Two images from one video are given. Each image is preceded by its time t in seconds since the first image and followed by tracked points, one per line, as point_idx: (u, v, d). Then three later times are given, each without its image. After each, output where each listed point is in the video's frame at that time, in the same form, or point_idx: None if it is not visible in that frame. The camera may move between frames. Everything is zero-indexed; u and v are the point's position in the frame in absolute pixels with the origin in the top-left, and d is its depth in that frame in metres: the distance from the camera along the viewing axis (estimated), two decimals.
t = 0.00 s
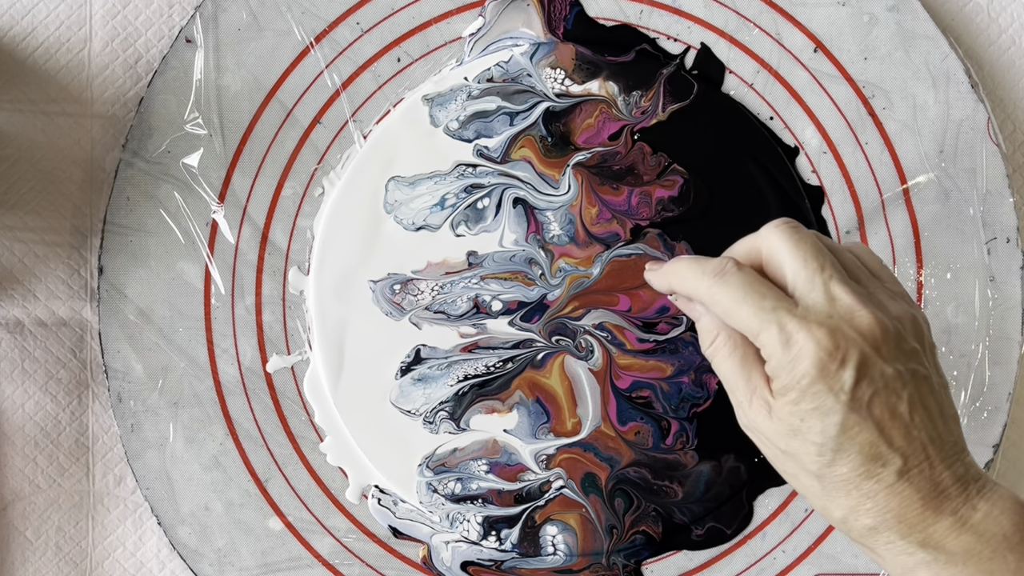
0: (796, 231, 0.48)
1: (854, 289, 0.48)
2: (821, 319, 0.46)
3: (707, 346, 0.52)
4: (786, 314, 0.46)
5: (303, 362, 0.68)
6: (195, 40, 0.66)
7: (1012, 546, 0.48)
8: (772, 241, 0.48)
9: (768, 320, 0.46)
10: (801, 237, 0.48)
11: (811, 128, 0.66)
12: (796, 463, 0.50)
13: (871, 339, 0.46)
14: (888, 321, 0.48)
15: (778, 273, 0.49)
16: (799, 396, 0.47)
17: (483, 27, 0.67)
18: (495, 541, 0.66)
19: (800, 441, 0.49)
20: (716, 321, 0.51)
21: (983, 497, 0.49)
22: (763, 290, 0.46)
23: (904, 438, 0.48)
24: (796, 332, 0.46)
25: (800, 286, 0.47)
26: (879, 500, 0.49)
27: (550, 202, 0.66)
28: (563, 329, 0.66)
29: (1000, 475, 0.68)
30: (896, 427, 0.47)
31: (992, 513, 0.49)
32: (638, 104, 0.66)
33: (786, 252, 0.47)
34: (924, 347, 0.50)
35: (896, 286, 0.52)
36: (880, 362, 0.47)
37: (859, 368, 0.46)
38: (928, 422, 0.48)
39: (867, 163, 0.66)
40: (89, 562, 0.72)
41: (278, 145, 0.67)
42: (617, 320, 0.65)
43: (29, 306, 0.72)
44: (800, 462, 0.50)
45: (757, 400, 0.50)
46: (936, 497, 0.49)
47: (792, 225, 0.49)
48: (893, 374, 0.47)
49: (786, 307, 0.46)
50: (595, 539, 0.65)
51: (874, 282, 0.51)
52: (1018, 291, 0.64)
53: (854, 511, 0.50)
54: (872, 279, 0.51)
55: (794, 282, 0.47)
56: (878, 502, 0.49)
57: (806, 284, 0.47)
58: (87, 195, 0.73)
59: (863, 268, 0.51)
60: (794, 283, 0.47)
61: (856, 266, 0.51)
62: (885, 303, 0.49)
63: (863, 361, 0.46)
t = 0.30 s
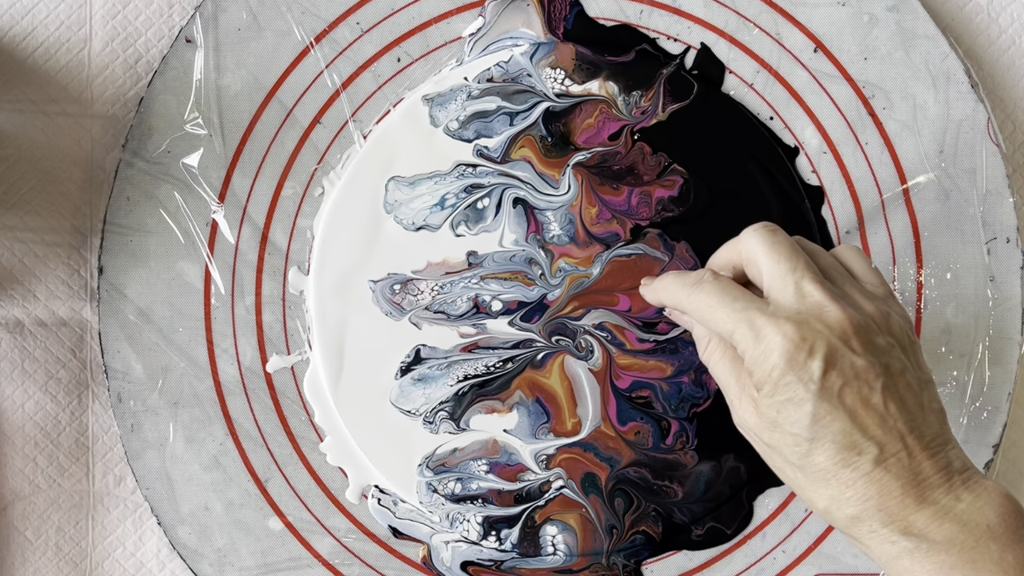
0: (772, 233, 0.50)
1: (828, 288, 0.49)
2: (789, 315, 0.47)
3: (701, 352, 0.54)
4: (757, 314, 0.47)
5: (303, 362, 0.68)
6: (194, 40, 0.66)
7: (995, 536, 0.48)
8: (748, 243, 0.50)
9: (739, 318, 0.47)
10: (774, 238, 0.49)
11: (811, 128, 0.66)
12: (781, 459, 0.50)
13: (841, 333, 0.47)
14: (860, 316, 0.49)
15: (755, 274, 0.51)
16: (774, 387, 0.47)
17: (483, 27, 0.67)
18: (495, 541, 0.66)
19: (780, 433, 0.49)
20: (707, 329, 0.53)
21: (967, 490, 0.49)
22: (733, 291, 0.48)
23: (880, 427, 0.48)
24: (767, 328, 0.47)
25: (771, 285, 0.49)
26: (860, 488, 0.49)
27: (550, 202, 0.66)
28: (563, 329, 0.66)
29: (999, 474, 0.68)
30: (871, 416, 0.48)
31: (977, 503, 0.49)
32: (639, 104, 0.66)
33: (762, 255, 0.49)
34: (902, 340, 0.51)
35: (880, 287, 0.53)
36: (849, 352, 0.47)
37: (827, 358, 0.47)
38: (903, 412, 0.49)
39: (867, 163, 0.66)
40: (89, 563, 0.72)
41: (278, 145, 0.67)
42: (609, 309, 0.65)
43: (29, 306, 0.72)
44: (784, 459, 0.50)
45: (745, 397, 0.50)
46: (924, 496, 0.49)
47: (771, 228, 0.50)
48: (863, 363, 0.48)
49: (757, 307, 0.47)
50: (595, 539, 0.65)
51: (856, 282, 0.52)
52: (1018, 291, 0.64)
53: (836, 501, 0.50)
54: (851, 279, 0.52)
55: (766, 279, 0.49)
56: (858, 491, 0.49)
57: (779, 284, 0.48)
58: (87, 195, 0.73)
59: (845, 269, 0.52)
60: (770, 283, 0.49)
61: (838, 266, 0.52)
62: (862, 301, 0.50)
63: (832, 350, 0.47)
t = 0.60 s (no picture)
0: (813, 240, 0.49)
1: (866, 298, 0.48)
2: (830, 326, 0.47)
3: (727, 352, 0.54)
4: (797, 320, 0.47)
5: (302, 362, 0.68)
6: (194, 40, 0.66)
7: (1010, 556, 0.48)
8: (790, 249, 0.49)
9: (777, 323, 0.47)
10: (817, 246, 0.49)
11: (811, 128, 0.66)
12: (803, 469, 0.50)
13: (879, 347, 0.47)
14: (896, 331, 0.48)
15: (794, 279, 0.50)
16: (806, 398, 0.47)
17: (483, 27, 0.67)
18: (495, 541, 0.66)
19: (806, 442, 0.49)
20: (735, 329, 0.53)
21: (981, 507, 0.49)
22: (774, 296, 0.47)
23: (908, 445, 0.48)
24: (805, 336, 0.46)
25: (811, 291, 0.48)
26: (881, 504, 0.49)
27: (550, 202, 0.66)
28: (563, 328, 0.66)
29: (999, 474, 0.68)
30: (900, 433, 0.48)
31: (993, 523, 0.49)
32: (639, 104, 0.66)
33: (805, 262, 0.48)
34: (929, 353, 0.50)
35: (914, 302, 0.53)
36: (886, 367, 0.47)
37: (864, 373, 0.46)
38: (931, 430, 0.49)
39: (867, 163, 0.66)
40: (89, 563, 0.72)
41: (278, 145, 0.67)
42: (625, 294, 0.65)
43: (29, 306, 0.72)
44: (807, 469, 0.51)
45: (769, 403, 0.51)
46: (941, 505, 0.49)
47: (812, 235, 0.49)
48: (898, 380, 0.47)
49: (797, 312, 0.47)
50: (595, 539, 0.65)
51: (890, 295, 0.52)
52: (1018, 291, 0.64)
53: (856, 514, 0.50)
54: (887, 292, 0.52)
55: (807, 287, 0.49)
56: (879, 506, 0.49)
57: (820, 291, 0.48)
58: (87, 195, 0.73)
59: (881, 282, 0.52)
60: (810, 290, 0.48)
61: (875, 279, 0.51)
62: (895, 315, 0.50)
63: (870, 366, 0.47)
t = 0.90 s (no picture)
0: (805, 263, 0.50)
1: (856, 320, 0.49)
2: (820, 348, 0.48)
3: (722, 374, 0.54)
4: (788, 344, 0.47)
5: (302, 362, 0.68)
6: (194, 40, 0.66)
7: None
8: (783, 270, 0.50)
9: (769, 346, 0.47)
10: (809, 268, 0.49)
11: (811, 128, 0.66)
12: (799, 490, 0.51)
13: (869, 370, 0.48)
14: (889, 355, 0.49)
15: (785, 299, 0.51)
16: (798, 420, 0.48)
17: (483, 27, 0.67)
18: (495, 541, 0.66)
19: (802, 466, 0.49)
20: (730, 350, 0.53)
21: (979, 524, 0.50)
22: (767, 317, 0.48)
23: (902, 465, 0.48)
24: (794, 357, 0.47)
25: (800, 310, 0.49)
26: (878, 524, 0.49)
27: (550, 202, 0.66)
28: (563, 328, 0.66)
29: (999, 474, 0.68)
30: (894, 455, 0.48)
31: (991, 542, 0.49)
32: (638, 104, 0.66)
33: (797, 283, 0.49)
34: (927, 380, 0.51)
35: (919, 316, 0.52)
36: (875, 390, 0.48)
37: (854, 397, 0.47)
38: (925, 451, 0.49)
39: (867, 163, 0.66)
40: (89, 563, 0.72)
41: (278, 145, 0.67)
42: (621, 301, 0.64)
43: (29, 306, 0.72)
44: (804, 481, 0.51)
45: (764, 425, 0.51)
46: (934, 521, 0.49)
47: (806, 258, 0.50)
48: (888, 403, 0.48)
49: (788, 335, 0.48)
50: (595, 539, 0.65)
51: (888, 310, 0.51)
52: (1018, 291, 0.64)
53: (854, 535, 0.50)
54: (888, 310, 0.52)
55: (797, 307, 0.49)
56: (876, 526, 0.49)
57: (811, 314, 0.49)
58: (87, 195, 0.73)
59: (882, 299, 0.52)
60: (801, 312, 0.49)
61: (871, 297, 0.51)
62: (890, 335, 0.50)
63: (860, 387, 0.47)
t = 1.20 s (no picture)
0: (708, 388, 0.58)
1: (774, 429, 0.58)
2: (749, 459, 0.57)
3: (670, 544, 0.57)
4: (722, 463, 0.57)
5: (303, 362, 0.68)
6: (195, 40, 0.66)
7: None
8: (696, 400, 0.58)
9: (709, 469, 0.58)
10: (719, 397, 0.58)
11: (811, 128, 0.66)
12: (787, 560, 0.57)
13: (800, 476, 0.57)
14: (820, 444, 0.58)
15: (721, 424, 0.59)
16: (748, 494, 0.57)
17: (483, 27, 0.67)
18: (495, 541, 0.66)
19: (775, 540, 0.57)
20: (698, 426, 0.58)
21: None
22: (700, 444, 0.57)
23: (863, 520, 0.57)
24: (732, 480, 0.57)
25: (729, 435, 0.58)
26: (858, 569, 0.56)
27: (550, 202, 0.66)
28: (563, 328, 0.66)
29: (999, 473, 0.68)
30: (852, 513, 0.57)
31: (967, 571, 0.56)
32: (639, 104, 0.66)
33: (713, 412, 0.58)
34: (862, 468, 0.58)
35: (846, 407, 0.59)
36: (814, 489, 0.57)
37: (801, 482, 0.57)
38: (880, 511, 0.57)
39: (866, 164, 0.66)
40: (89, 563, 0.72)
41: (279, 145, 0.67)
42: (609, 321, 0.65)
43: (29, 306, 0.72)
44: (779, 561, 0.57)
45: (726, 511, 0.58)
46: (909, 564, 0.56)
47: (703, 375, 0.58)
48: (829, 501, 0.57)
49: (723, 457, 0.57)
50: (595, 539, 0.66)
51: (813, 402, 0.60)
52: (1018, 292, 0.64)
53: None
54: (818, 411, 0.59)
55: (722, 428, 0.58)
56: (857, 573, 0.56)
57: (738, 433, 0.58)
58: (87, 195, 0.73)
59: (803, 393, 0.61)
60: (729, 432, 0.58)
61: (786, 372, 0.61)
62: (814, 429, 0.59)
63: (798, 488, 0.57)
